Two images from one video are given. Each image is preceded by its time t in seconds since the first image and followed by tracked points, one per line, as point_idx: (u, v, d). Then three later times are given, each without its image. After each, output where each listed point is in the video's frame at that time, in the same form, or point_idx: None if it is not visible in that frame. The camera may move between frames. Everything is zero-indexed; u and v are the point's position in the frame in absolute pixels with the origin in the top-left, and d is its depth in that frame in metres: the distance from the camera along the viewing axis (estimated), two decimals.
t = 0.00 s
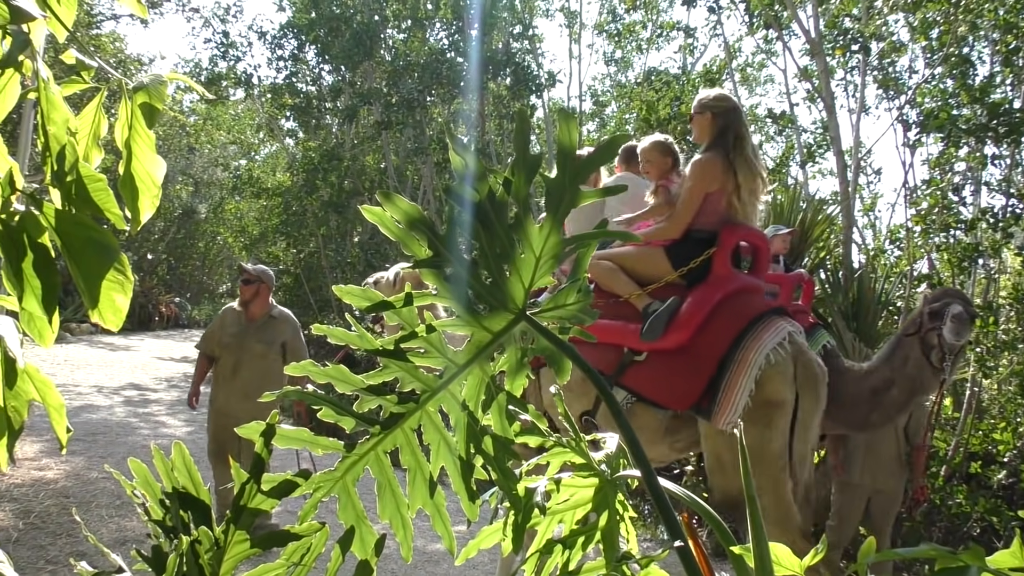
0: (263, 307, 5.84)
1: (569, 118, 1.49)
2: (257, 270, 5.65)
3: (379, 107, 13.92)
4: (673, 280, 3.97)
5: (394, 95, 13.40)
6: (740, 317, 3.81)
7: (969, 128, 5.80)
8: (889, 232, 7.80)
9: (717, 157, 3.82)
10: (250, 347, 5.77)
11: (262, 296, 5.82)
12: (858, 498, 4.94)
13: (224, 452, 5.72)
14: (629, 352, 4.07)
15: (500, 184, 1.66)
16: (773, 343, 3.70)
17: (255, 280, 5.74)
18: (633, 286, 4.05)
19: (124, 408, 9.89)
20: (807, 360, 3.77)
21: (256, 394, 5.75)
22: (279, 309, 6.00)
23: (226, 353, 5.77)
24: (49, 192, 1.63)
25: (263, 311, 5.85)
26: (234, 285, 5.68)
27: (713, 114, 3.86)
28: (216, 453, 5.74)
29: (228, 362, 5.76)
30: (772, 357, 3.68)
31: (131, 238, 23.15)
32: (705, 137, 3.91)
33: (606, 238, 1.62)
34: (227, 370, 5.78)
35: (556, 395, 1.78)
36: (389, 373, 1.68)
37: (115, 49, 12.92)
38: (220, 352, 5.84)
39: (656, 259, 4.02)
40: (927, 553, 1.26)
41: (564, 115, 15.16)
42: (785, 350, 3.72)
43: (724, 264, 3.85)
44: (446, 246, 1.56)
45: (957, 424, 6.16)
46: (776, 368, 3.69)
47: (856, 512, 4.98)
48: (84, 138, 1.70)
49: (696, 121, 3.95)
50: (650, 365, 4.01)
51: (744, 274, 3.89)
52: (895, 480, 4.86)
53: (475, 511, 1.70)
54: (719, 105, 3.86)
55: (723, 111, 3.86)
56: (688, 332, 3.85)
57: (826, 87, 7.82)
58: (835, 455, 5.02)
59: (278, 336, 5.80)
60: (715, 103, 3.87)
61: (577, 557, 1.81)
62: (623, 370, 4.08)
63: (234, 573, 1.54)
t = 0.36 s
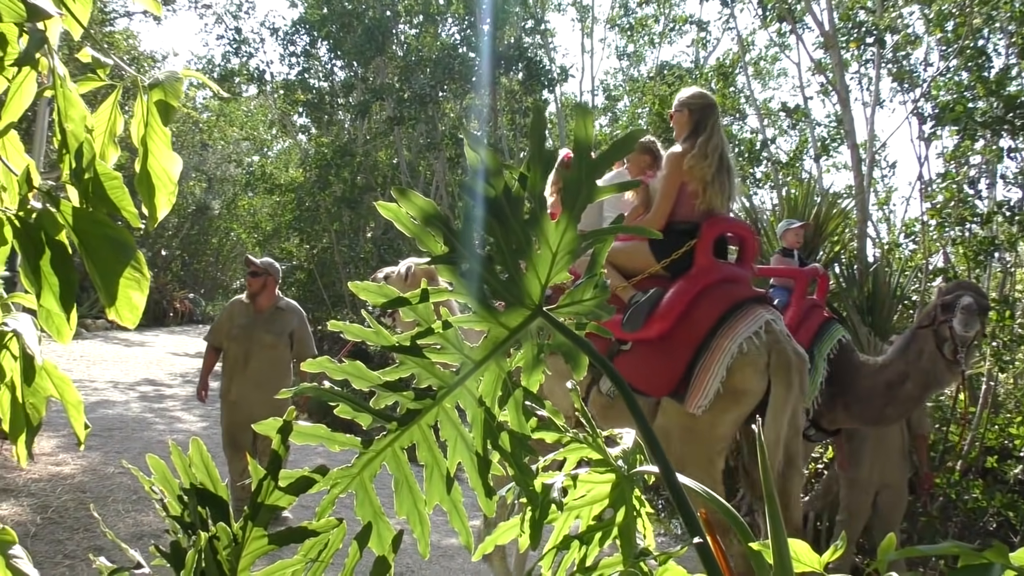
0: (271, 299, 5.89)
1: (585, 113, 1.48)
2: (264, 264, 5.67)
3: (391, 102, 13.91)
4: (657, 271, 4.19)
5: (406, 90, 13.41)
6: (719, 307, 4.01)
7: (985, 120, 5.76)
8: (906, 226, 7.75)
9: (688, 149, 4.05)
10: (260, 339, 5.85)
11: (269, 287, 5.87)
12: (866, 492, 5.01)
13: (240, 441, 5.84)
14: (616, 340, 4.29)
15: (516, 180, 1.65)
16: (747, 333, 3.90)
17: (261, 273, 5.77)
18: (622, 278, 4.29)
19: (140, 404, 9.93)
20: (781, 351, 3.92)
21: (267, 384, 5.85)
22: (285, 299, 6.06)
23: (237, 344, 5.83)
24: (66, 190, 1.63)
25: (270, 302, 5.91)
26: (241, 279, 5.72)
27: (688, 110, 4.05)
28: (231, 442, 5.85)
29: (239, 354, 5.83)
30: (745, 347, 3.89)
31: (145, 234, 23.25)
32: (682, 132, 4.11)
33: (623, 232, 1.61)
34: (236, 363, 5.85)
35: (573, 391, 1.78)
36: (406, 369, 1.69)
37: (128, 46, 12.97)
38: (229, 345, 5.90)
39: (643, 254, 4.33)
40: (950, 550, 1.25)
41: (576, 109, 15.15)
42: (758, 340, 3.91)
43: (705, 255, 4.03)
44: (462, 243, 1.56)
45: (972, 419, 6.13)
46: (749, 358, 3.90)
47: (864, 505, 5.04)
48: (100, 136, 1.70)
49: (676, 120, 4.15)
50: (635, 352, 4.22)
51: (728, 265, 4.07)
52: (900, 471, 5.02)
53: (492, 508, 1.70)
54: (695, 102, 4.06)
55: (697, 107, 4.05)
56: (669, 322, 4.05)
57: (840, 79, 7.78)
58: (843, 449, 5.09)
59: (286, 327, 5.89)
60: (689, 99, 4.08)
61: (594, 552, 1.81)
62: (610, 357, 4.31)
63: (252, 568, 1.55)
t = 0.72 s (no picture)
0: (285, 296, 5.95)
1: (610, 110, 1.47)
2: (277, 262, 5.72)
3: (407, 97, 13.93)
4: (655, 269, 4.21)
5: (422, 85, 13.44)
6: (709, 308, 4.02)
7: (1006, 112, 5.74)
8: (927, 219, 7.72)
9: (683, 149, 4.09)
10: (275, 336, 5.89)
11: (283, 285, 5.93)
12: (884, 488, 5.00)
13: (255, 436, 5.87)
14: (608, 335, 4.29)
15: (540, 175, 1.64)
16: (736, 335, 3.91)
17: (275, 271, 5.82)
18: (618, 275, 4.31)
19: (158, 399, 9.99)
20: (768, 352, 3.92)
21: (283, 379, 5.89)
22: (298, 298, 6.14)
23: (252, 341, 5.87)
24: (91, 189, 1.64)
25: (285, 300, 5.97)
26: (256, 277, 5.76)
27: (684, 112, 4.09)
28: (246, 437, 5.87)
29: (255, 350, 5.87)
30: (733, 348, 3.90)
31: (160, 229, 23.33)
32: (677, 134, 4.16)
33: (648, 228, 1.60)
34: (253, 359, 5.88)
35: (595, 387, 1.78)
36: (430, 365, 1.69)
37: (145, 42, 13.01)
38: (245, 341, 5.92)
39: (642, 251, 4.33)
40: (983, 548, 1.23)
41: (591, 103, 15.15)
42: (746, 342, 3.91)
43: (699, 255, 4.07)
44: (485, 239, 1.56)
45: (992, 413, 6.10)
46: (736, 360, 3.91)
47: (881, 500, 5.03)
48: (124, 133, 1.69)
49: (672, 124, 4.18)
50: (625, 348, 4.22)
51: (722, 265, 4.09)
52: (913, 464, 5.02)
53: (516, 504, 1.70)
54: (689, 105, 4.10)
55: (690, 108, 4.09)
56: (660, 319, 4.06)
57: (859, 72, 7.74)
58: (858, 445, 5.10)
59: (301, 324, 5.95)
60: (682, 101, 4.15)
61: (618, 550, 1.82)
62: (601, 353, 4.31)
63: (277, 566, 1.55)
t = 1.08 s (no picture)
0: (294, 298, 5.98)
1: (629, 116, 1.46)
2: (290, 264, 5.75)
3: (416, 100, 13.94)
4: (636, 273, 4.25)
5: (431, 87, 13.48)
6: (688, 311, 4.00)
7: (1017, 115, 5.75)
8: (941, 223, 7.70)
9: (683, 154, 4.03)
10: (283, 336, 5.91)
11: (293, 286, 5.95)
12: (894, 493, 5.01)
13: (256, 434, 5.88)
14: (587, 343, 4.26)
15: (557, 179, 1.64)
16: (716, 335, 3.90)
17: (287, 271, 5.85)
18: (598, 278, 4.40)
19: (168, 400, 10.02)
20: (747, 351, 3.93)
21: (287, 379, 5.92)
22: (305, 299, 6.18)
23: (259, 339, 5.87)
24: (110, 193, 1.64)
25: (294, 301, 5.99)
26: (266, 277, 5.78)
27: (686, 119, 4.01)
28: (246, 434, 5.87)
29: (262, 348, 5.87)
30: (713, 348, 3.88)
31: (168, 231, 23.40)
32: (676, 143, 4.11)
33: (666, 234, 1.60)
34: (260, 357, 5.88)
35: (612, 391, 1.77)
36: (446, 369, 1.69)
37: (156, 45, 13.06)
38: (252, 339, 5.92)
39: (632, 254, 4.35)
40: (1006, 557, 1.23)
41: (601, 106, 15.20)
42: (725, 342, 3.91)
43: (677, 260, 4.05)
44: (504, 245, 1.56)
45: (1002, 417, 6.10)
46: (717, 359, 3.90)
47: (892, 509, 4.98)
48: (142, 138, 1.70)
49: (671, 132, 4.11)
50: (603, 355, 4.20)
51: (699, 270, 4.07)
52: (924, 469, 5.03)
53: (532, 508, 1.70)
54: (687, 116, 4.01)
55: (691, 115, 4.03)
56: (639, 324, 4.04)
57: (870, 75, 7.74)
58: (868, 450, 5.13)
59: (308, 326, 5.99)
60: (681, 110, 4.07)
61: (633, 554, 1.82)
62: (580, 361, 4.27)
63: (295, 570, 1.55)
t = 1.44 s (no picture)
0: (303, 296, 6.10)
1: (658, 119, 1.46)
2: (298, 263, 5.83)
3: (435, 101, 13.98)
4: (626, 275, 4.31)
5: (450, 88, 13.52)
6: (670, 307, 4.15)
7: None
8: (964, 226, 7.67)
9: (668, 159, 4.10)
10: (292, 333, 6.01)
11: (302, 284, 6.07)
12: (917, 498, 4.98)
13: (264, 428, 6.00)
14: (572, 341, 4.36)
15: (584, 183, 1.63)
16: (697, 330, 4.07)
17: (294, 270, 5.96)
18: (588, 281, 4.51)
19: (189, 399, 10.09)
20: (728, 346, 4.12)
21: (295, 375, 6.04)
22: (316, 297, 6.27)
23: (269, 336, 5.99)
24: (140, 197, 1.66)
25: (303, 299, 6.10)
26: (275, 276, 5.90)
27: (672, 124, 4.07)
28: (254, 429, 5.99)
29: (271, 345, 5.99)
30: (696, 342, 4.05)
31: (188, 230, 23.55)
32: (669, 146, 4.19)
33: (694, 238, 1.59)
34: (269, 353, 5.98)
35: (636, 395, 1.77)
36: (473, 372, 1.69)
37: (177, 46, 13.15)
38: (261, 335, 6.02)
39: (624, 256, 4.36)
40: None
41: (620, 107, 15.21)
42: (706, 337, 4.09)
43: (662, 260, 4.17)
44: (531, 248, 1.55)
45: None
46: (699, 352, 4.07)
47: (914, 511, 5.02)
48: (170, 141, 1.71)
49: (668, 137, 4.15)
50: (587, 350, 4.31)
51: (682, 270, 4.20)
52: (948, 475, 4.99)
53: (558, 511, 1.70)
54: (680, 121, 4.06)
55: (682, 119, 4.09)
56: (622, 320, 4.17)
57: (893, 76, 7.72)
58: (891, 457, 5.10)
59: (317, 322, 6.08)
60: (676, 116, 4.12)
61: (658, 559, 1.82)
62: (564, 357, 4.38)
63: (323, 571, 1.55)
